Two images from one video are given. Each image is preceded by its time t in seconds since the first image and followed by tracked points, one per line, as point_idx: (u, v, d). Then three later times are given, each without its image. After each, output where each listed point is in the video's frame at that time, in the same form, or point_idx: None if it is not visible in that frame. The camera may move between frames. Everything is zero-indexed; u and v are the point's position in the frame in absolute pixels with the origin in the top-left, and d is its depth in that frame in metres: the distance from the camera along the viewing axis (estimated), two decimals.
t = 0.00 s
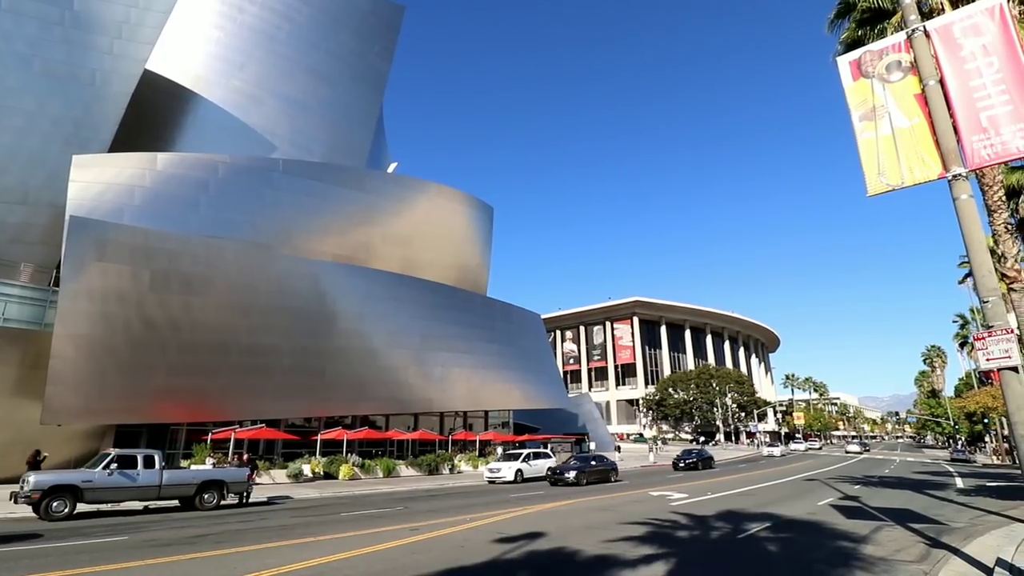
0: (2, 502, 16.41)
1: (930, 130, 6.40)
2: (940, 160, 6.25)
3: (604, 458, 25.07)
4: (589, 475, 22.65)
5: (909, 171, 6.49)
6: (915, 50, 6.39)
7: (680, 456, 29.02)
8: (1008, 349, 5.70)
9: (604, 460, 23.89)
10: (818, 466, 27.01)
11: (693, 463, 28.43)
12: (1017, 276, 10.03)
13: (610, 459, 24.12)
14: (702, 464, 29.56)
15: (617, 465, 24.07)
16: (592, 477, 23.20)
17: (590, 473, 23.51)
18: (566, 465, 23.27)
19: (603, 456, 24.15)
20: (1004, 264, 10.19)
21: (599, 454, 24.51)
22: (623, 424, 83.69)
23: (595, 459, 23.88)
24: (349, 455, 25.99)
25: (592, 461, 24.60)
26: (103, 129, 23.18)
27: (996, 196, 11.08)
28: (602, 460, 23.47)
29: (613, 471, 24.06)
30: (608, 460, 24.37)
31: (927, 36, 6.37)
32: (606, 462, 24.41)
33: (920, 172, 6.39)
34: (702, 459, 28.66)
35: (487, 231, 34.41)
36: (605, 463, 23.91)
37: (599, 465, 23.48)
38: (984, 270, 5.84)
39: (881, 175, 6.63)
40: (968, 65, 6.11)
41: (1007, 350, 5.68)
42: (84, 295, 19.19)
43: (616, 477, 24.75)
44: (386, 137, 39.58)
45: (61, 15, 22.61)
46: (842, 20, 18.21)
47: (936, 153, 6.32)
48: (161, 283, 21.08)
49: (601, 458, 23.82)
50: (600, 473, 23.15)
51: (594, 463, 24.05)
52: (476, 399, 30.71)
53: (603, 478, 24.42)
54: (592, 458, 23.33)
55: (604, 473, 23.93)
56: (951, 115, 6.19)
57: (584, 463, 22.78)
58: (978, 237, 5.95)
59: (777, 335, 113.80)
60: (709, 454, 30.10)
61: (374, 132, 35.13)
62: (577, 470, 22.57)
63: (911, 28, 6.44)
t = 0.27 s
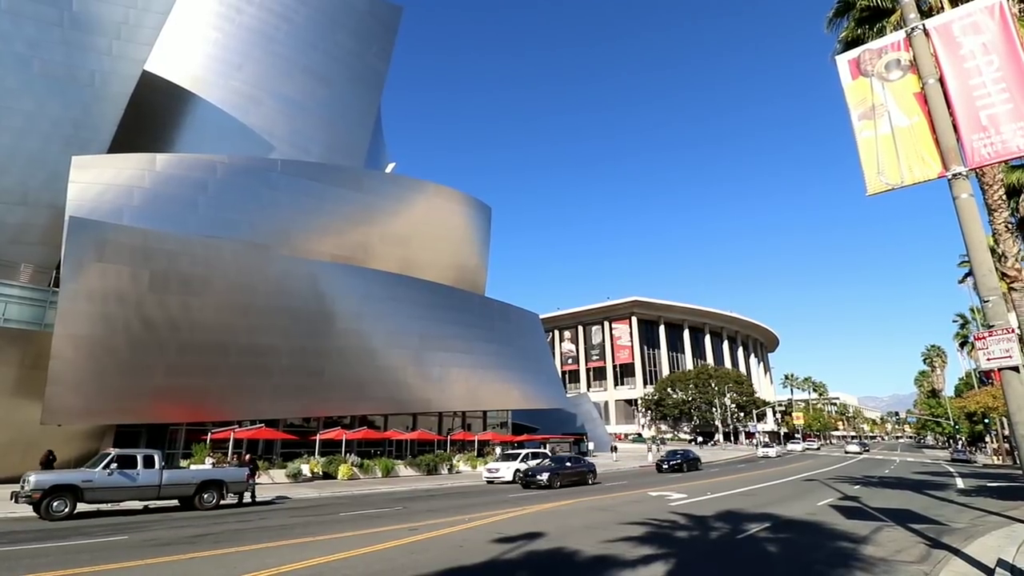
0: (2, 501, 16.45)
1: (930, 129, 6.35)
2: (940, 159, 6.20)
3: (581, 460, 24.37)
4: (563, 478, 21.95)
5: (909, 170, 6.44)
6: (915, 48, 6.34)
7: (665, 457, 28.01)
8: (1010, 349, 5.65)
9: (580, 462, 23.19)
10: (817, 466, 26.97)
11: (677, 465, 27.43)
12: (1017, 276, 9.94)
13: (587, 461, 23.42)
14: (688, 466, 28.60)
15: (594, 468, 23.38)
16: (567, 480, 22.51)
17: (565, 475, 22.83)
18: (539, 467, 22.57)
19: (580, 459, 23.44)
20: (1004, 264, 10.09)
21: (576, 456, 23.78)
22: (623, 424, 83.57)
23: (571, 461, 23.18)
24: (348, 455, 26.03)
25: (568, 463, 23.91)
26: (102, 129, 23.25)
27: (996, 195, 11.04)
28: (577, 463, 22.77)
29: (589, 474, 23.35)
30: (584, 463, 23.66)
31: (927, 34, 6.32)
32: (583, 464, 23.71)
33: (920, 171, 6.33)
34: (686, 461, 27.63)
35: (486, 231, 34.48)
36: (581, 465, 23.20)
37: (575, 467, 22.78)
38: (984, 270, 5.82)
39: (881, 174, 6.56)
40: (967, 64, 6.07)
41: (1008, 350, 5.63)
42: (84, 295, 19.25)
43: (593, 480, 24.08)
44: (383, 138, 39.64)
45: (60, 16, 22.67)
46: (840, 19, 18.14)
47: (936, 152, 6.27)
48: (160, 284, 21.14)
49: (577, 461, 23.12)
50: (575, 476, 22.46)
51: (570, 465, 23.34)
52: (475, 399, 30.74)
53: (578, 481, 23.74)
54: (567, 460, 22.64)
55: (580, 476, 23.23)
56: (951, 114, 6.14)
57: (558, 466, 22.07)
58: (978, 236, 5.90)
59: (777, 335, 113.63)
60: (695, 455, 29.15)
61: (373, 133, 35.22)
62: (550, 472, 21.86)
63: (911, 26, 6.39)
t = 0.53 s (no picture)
0: (18, 499, 16.71)
1: (944, 126, 6.15)
2: (955, 157, 6.00)
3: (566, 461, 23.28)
4: (544, 482, 20.91)
5: (923, 168, 6.23)
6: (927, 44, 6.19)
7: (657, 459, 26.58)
8: None
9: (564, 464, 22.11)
10: (829, 469, 26.62)
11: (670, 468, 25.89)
12: None
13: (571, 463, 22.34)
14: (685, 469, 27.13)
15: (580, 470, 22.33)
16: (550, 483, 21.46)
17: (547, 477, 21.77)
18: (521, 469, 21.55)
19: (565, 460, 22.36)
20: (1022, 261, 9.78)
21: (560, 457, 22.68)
22: (631, 426, 83.05)
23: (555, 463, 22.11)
24: (356, 455, 26.15)
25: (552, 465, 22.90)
26: (113, 134, 23.61)
27: (1014, 192, 10.74)
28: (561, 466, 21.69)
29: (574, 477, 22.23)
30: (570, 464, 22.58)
31: (940, 30, 6.16)
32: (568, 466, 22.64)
33: (934, 169, 6.16)
34: (679, 464, 26.15)
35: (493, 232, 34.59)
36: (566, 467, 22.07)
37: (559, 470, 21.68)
38: (1001, 269, 5.59)
39: (894, 173, 6.38)
40: (981, 58, 5.88)
41: None
42: (97, 297, 19.56)
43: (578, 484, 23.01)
44: (389, 140, 39.83)
45: (72, 23, 23.08)
46: (851, 15, 17.86)
47: (951, 150, 6.08)
48: (171, 286, 21.40)
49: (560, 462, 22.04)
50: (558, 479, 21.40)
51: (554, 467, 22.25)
52: (483, 400, 30.76)
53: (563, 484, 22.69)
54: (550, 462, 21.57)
55: (565, 479, 22.18)
56: (966, 111, 5.94)
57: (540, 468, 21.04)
58: (993, 234, 5.67)
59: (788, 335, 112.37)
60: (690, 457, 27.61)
61: (379, 135, 35.45)
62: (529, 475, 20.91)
63: (923, 22, 6.23)
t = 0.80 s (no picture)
0: (63, 501, 17.25)
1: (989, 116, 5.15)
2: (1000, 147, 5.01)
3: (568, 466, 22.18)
4: (543, 488, 19.80)
5: (964, 161, 5.20)
6: (966, 31, 5.20)
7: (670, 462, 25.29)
8: None
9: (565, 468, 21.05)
10: (868, 472, 25.82)
11: (683, 472, 24.37)
12: None
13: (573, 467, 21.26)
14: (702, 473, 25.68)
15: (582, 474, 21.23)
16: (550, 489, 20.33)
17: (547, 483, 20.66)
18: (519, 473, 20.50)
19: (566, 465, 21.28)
20: None
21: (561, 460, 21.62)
22: (660, 428, 81.96)
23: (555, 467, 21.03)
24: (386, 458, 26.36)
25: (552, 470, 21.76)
26: (147, 146, 24.27)
27: None
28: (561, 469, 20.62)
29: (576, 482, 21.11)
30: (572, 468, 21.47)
31: (979, 14, 5.21)
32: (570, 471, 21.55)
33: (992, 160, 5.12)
34: (693, 467, 24.74)
35: (516, 234, 34.66)
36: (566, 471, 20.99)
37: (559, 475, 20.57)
38: None
39: (935, 165, 5.37)
40: None
41: None
42: (134, 304, 20.13)
43: (581, 489, 21.84)
44: (413, 145, 40.18)
45: (107, 39, 23.86)
46: (882, 4, 17.31)
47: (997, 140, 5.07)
48: (204, 293, 21.87)
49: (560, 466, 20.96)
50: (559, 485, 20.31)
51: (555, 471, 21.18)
52: (509, 402, 30.71)
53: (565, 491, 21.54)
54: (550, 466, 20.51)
55: (566, 484, 21.06)
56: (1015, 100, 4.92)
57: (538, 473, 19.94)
58: None
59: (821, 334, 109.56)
60: (705, 460, 25.99)
61: (403, 140, 35.83)
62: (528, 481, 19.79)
63: (959, 7, 5.29)
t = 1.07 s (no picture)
0: (113, 502, 17.85)
1: None
2: None
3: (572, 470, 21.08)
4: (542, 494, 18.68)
5: (1010, 144, 7.11)
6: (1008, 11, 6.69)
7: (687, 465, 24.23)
8: None
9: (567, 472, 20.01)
10: (917, 473, 24.79)
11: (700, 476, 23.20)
12: None
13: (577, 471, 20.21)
14: (724, 476, 24.47)
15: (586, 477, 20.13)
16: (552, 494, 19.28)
17: (548, 487, 19.62)
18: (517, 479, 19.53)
19: (568, 469, 20.19)
20: None
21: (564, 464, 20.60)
22: (696, 429, 80.45)
23: (556, 471, 20.00)
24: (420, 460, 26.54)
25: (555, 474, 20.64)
26: (185, 158, 25.04)
27: None
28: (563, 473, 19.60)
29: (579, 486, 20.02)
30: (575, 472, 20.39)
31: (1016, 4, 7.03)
32: (574, 474, 20.47)
33: (1021, 145, 6.99)
34: (711, 471, 23.64)
35: (544, 235, 34.74)
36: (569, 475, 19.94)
37: (560, 479, 19.52)
38: None
39: (980, 154, 7.25)
40: None
41: None
42: (175, 312, 20.74)
43: (587, 494, 20.65)
44: (441, 149, 40.53)
45: (146, 56, 24.70)
46: None
47: None
48: (241, 300, 22.39)
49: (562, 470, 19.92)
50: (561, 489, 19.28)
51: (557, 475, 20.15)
52: (542, 403, 30.58)
53: (570, 496, 20.39)
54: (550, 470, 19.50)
55: (569, 489, 19.96)
56: None
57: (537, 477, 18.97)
58: None
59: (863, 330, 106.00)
60: (725, 463, 24.67)
61: (430, 144, 36.16)
62: (525, 486, 18.70)
63: None
